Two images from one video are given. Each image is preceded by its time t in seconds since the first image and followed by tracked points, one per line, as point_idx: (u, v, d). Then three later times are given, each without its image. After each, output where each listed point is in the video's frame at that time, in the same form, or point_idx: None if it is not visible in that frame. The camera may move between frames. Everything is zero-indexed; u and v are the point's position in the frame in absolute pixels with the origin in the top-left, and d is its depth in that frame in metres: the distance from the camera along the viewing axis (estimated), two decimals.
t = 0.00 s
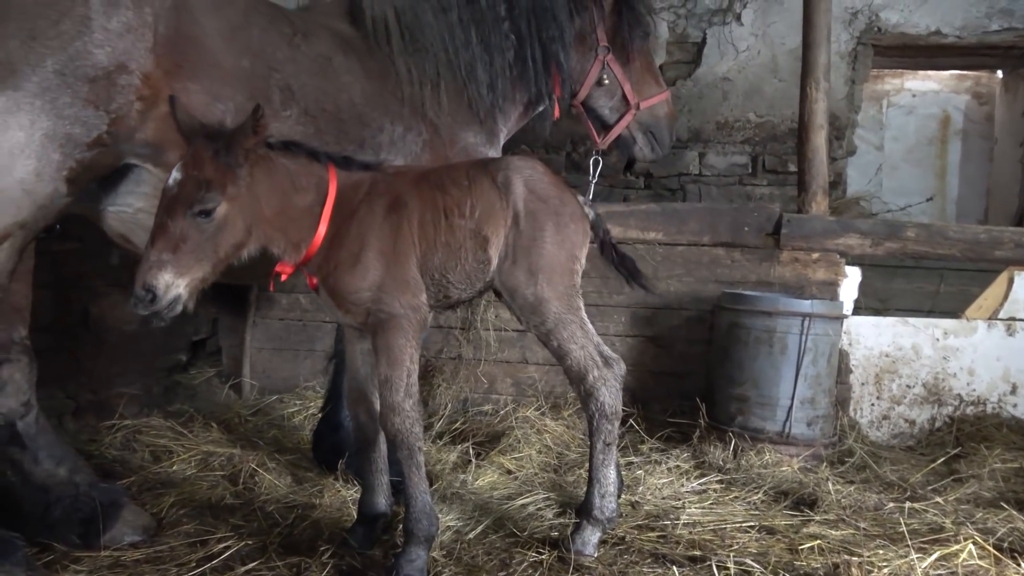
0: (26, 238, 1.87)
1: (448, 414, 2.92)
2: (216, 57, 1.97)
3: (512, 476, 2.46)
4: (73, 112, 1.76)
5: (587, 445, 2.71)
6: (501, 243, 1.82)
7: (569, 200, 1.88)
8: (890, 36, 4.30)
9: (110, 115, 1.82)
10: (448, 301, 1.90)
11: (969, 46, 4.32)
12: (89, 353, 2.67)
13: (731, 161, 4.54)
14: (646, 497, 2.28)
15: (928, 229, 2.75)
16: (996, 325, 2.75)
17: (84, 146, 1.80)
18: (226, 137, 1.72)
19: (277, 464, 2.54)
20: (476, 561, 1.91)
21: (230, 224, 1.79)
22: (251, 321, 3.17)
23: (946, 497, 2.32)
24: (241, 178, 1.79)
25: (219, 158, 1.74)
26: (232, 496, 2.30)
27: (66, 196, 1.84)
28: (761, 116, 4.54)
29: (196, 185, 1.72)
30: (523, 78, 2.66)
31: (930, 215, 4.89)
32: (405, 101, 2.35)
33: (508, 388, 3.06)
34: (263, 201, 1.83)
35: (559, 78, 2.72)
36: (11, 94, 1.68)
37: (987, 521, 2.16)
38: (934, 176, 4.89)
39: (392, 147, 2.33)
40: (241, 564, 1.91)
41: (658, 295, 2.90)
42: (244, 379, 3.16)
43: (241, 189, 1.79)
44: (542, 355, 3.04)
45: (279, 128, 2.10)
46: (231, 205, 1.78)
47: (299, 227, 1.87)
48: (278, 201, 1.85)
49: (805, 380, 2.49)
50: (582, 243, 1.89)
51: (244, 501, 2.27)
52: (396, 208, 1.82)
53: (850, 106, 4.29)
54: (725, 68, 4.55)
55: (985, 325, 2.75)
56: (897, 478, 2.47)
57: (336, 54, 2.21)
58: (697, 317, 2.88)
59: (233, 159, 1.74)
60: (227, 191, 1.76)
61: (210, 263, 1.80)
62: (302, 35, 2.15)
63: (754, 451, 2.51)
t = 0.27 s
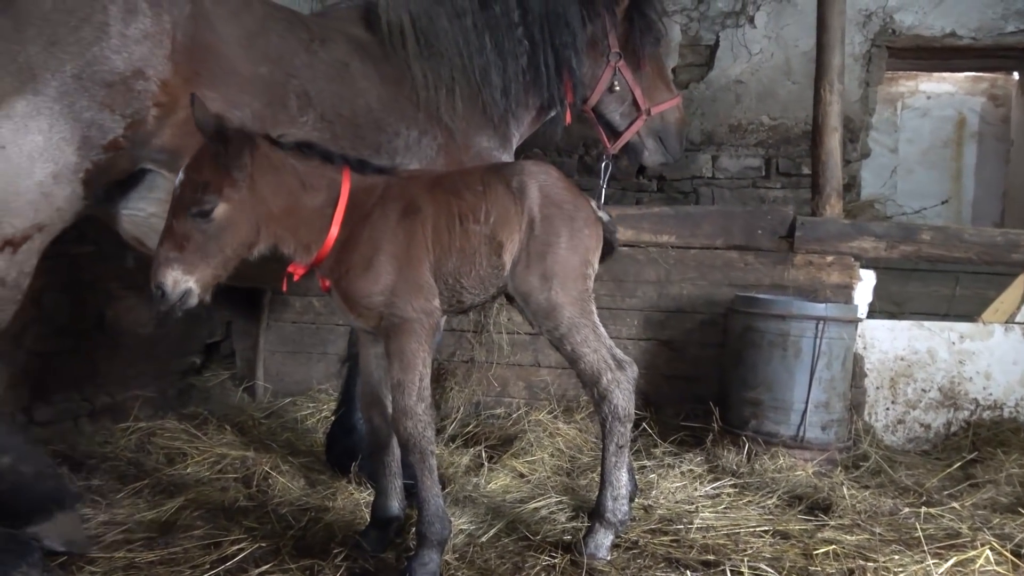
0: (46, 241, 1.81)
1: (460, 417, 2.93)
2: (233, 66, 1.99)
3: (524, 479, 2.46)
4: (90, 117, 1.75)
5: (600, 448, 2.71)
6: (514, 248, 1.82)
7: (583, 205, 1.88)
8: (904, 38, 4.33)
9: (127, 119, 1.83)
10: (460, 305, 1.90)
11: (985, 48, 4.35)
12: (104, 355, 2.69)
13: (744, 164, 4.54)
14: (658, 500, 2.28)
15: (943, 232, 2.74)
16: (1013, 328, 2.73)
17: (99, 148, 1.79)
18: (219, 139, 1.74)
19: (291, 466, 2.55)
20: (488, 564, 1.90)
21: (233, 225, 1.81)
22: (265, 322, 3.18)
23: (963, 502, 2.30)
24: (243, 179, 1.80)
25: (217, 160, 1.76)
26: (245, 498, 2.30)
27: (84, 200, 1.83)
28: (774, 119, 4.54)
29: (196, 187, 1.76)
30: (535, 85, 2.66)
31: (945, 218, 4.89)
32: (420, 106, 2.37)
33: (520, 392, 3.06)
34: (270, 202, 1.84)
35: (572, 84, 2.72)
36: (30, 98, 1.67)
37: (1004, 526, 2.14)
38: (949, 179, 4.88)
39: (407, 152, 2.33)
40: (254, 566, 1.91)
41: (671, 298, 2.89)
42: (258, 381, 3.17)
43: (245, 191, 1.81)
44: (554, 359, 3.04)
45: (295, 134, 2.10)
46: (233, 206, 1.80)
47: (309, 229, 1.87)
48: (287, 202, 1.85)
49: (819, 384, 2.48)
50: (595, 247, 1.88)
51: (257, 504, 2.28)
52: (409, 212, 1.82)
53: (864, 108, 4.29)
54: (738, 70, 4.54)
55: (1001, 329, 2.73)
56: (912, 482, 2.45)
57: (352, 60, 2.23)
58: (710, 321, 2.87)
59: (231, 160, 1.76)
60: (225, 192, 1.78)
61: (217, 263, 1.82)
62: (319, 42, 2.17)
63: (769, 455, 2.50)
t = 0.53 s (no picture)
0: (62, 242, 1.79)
1: (472, 420, 2.93)
2: (248, 71, 1.99)
3: (536, 482, 2.45)
4: (106, 120, 1.76)
5: (612, 452, 2.70)
6: (530, 252, 1.83)
7: (600, 210, 1.89)
8: (920, 42, 4.31)
9: (144, 124, 1.83)
10: (473, 311, 1.89)
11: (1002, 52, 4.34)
12: (121, 356, 2.72)
13: (758, 168, 4.53)
14: (669, 505, 2.27)
15: (960, 237, 2.72)
16: None
17: (116, 152, 1.79)
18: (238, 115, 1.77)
19: (303, 467, 2.56)
20: (500, 568, 1.90)
21: (239, 195, 1.81)
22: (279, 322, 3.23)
23: (978, 510, 2.28)
24: (256, 157, 1.82)
25: (235, 136, 1.77)
26: (258, 499, 2.31)
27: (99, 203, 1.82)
28: (789, 122, 4.52)
29: (207, 154, 1.77)
30: (550, 90, 2.65)
31: (961, 223, 4.87)
32: (433, 109, 2.38)
33: (532, 395, 3.06)
34: (280, 186, 1.86)
35: (586, 90, 2.71)
36: (48, 101, 1.67)
37: (1021, 534, 2.12)
38: (965, 184, 4.85)
39: (420, 155, 2.34)
40: (266, 567, 1.92)
41: (684, 302, 2.89)
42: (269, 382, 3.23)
43: (257, 167, 1.83)
44: (567, 362, 3.04)
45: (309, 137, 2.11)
46: (240, 179, 1.81)
47: (318, 222, 1.89)
48: (297, 189, 1.87)
49: (833, 390, 2.47)
50: (611, 252, 1.89)
51: (270, 505, 2.28)
52: (421, 213, 1.80)
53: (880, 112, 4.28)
54: (752, 74, 4.53)
55: (1018, 335, 2.71)
56: (927, 489, 2.44)
57: (365, 64, 2.23)
58: (723, 325, 2.86)
59: (248, 136, 1.77)
60: (235, 164, 1.79)
61: (212, 231, 1.81)
62: (333, 45, 2.18)
63: (781, 460, 2.49)
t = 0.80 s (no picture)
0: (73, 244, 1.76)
1: (481, 422, 2.93)
2: (259, 74, 2.00)
3: (546, 485, 2.45)
4: (119, 123, 1.73)
5: (622, 455, 2.70)
6: (542, 255, 1.83)
7: (614, 213, 1.88)
8: (932, 43, 4.30)
9: (155, 127, 1.81)
10: (483, 315, 1.88)
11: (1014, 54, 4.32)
12: (133, 358, 2.73)
13: (770, 170, 4.52)
14: (679, 508, 2.26)
15: (972, 240, 2.71)
16: None
17: (128, 156, 1.77)
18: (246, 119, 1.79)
19: (313, 469, 2.57)
20: (509, 570, 1.90)
21: (236, 194, 1.84)
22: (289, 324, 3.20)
23: (991, 515, 2.26)
24: (259, 160, 1.83)
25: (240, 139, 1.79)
26: (268, 501, 2.32)
27: (110, 206, 1.79)
28: (800, 125, 4.50)
29: (211, 152, 1.80)
30: (559, 93, 2.65)
31: (974, 225, 4.84)
32: (442, 112, 2.39)
33: (542, 397, 3.06)
34: (282, 190, 1.88)
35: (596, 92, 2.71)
36: (60, 104, 1.64)
37: None
38: (978, 186, 4.83)
39: (428, 157, 2.35)
40: (276, 568, 1.92)
41: (695, 305, 2.88)
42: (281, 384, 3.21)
43: (259, 170, 1.85)
44: (577, 364, 3.04)
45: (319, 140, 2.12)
46: (240, 179, 1.83)
47: (321, 226, 1.90)
48: (298, 193, 1.88)
49: (845, 393, 2.45)
50: (625, 255, 1.88)
51: (280, 506, 2.29)
52: (429, 216, 1.81)
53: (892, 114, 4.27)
54: (764, 76, 4.52)
55: None
56: (940, 493, 2.42)
57: (374, 66, 2.24)
58: (734, 328, 2.85)
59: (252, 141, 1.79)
60: (237, 165, 1.82)
61: (203, 225, 1.84)
62: (342, 48, 2.19)
63: (792, 464, 2.48)
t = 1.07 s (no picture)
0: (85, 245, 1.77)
1: (490, 422, 2.93)
2: (269, 74, 2.00)
3: (555, 485, 2.45)
4: (131, 124, 1.74)
5: (631, 455, 2.69)
6: (549, 255, 1.82)
7: (622, 212, 1.87)
8: (943, 42, 4.29)
9: (166, 127, 1.82)
10: (490, 315, 1.87)
11: None
12: (144, 358, 2.74)
13: (779, 170, 4.52)
14: (688, 508, 2.26)
15: (984, 239, 2.69)
16: None
17: (139, 157, 1.78)
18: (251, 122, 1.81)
19: (322, 468, 2.57)
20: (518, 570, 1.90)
21: (237, 198, 1.85)
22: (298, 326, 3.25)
23: (1004, 516, 2.25)
24: (258, 164, 1.85)
25: (240, 143, 1.81)
26: (278, 500, 2.32)
27: (122, 207, 1.79)
28: (810, 124, 4.49)
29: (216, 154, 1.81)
30: (563, 93, 2.66)
31: (986, 225, 4.83)
32: (448, 113, 2.39)
33: (551, 397, 3.06)
34: (284, 193, 1.89)
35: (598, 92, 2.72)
36: (73, 106, 1.65)
37: None
38: (990, 185, 4.81)
39: (435, 157, 2.35)
40: (286, 567, 1.92)
41: (704, 305, 2.88)
42: (291, 383, 3.24)
43: (258, 174, 1.86)
44: (586, 365, 3.04)
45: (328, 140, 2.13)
46: (239, 182, 1.84)
47: (326, 228, 1.91)
48: (300, 196, 1.90)
49: (855, 393, 2.45)
50: (633, 254, 1.88)
51: (290, 505, 2.29)
52: (434, 217, 1.82)
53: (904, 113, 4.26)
54: (773, 76, 4.52)
55: None
56: (951, 494, 2.41)
57: (382, 66, 2.24)
58: (744, 327, 2.85)
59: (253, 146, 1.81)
60: (236, 168, 1.83)
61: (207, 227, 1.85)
62: (350, 48, 2.19)
63: (803, 464, 2.48)
